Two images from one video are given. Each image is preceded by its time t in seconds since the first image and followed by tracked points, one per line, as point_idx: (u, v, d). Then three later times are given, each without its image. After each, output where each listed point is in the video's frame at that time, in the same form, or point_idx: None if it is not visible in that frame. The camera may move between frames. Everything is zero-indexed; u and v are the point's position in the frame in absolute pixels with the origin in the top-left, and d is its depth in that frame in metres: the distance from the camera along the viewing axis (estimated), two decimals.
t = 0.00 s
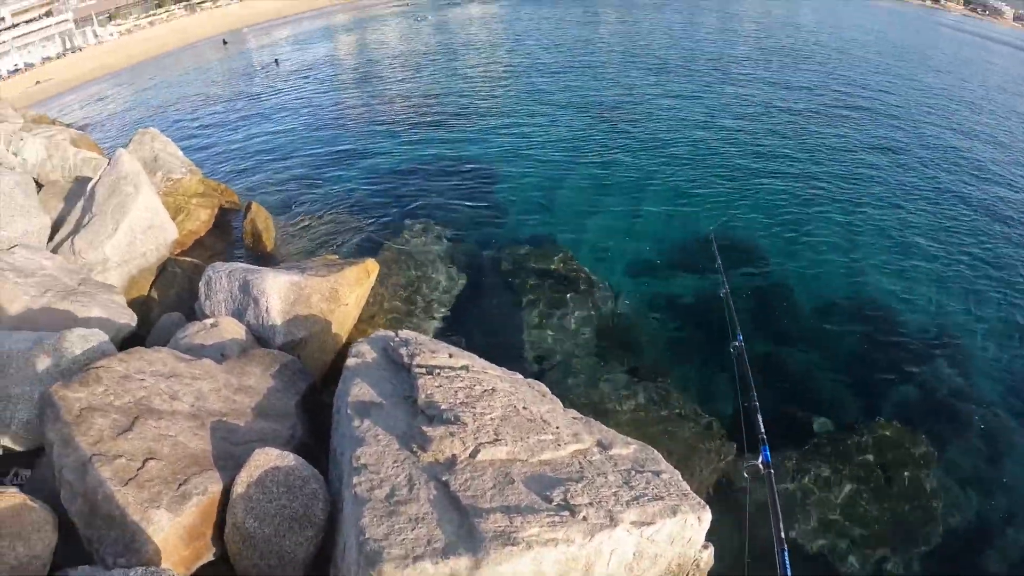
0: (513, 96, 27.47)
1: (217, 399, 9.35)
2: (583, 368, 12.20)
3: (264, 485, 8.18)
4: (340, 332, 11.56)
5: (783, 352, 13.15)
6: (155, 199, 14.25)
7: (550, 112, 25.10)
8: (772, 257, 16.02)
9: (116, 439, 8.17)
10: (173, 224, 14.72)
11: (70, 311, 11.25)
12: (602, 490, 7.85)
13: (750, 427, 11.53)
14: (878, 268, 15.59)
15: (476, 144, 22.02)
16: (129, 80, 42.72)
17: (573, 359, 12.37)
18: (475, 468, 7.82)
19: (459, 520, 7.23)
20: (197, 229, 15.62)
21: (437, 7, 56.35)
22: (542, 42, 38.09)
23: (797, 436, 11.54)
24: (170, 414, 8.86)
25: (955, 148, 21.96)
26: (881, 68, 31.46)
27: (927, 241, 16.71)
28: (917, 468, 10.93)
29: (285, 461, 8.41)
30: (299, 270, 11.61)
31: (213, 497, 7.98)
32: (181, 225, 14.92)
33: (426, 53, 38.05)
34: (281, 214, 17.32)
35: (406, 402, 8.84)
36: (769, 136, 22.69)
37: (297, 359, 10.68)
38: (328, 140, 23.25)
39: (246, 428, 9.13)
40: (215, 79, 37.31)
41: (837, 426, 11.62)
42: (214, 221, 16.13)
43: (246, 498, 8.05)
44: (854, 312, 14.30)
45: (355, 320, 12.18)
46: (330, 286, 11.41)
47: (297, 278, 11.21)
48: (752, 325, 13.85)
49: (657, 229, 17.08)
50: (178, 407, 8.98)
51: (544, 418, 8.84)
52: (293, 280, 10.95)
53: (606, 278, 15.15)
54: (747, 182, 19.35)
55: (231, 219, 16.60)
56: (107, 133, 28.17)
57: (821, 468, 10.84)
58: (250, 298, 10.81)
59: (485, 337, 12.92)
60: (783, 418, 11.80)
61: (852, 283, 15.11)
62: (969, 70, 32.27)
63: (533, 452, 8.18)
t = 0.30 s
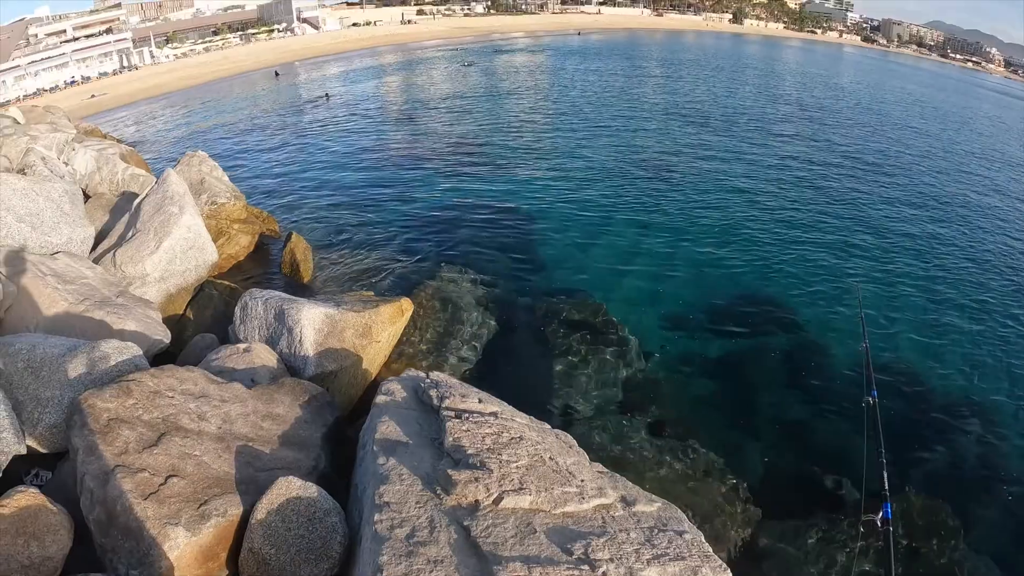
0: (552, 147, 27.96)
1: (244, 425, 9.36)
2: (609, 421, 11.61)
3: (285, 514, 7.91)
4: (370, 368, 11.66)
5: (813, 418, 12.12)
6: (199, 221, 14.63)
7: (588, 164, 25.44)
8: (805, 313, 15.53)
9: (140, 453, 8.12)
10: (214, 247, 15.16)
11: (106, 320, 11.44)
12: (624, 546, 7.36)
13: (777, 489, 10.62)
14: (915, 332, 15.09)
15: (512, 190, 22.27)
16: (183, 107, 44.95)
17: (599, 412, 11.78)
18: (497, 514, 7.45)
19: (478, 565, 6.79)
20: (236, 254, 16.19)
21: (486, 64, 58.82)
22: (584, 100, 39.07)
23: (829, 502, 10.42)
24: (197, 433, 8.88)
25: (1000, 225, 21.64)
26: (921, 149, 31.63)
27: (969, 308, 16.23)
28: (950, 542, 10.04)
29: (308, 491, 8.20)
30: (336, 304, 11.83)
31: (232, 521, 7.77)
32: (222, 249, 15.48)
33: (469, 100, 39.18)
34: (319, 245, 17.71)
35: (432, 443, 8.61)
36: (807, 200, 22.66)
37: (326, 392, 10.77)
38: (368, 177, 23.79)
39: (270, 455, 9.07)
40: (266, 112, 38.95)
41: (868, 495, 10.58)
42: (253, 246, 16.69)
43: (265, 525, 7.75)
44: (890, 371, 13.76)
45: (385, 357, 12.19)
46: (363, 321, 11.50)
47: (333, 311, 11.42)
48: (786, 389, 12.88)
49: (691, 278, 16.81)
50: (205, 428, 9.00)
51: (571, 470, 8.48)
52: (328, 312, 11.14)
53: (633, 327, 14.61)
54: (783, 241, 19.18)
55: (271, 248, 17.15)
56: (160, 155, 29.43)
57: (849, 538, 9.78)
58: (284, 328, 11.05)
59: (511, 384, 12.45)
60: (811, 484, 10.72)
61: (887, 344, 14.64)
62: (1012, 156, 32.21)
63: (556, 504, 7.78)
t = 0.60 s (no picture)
0: (590, 189, 28.33)
1: (278, 445, 9.54)
2: (640, 467, 11.55)
3: (313, 536, 7.93)
4: (404, 399, 11.83)
5: (848, 476, 11.88)
6: (244, 240, 15.10)
7: (625, 209, 25.71)
8: (838, 365, 15.37)
9: (174, 463, 8.35)
10: (257, 268, 15.71)
11: (148, 330, 11.81)
12: None
13: (807, 544, 10.37)
14: (955, 390, 14.74)
15: (548, 230, 22.57)
16: (233, 129, 46.83)
17: (629, 459, 11.72)
18: (525, 552, 7.35)
19: None
20: (278, 276, 16.71)
21: (528, 104, 60.16)
22: (622, 144, 39.60)
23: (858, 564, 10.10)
24: (232, 449, 9.08)
25: None
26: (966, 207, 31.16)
27: (1014, 367, 15.79)
28: None
29: (338, 515, 8.23)
30: (375, 334, 12.11)
31: (260, 538, 7.89)
32: (264, 270, 16.00)
33: (509, 139, 39.99)
34: (357, 274, 18.15)
35: (464, 477, 8.66)
36: (847, 253, 22.49)
37: (361, 420, 10.96)
38: (408, 210, 24.36)
39: (302, 476, 9.23)
40: (311, 139, 40.26)
41: (901, 555, 10.26)
42: (294, 270, 17.18)
43: (292, 545, 7.77)
44: (926, 426, 13.45)
45: (419, 389, 12.40)
46: (401, 352, 11.74)
47: (372, 339, 11.68)
48: (822, 443, 12.68)
49: (724, 325, 16.79)
50: (241, 445, 9.20)
51: (601, 513, 8.42)
52: (368, 341, 11.42)
53: (666, 371, 14.57)
54: (821, 293, 19.04)
55: (311, 272, 17.65)
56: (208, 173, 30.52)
57: None
58: (323, 352, 11.33)
59: (543, 424, 12.47)
60: (843, 542, 10.46)
61: (925, 399, 14.32)
62: None
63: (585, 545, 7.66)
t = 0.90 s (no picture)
0: (596, 202, 28.44)
1: (285, 455, 9.58)
2: (647, 480, 11.54)
3: (321, 546, 7.97)
4: (410, 410, 11.87)
5: (854, 490, 11.84)
6: (251, 250, 15.20)
7: (631, 222, 25.78)
8: (844, 378, 15.37)
9: (181, 471, 8.42)
10: (264, 278, 15.80)
11: (155, 339, 11.90)
12: None
13: (814, 559, 10.34)
14: (962, 405, 14.69)
15: (554, 243, 22.66)
16: (242, 139, 47.17)
17: (636, 472, 11.70)
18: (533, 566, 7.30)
19: None
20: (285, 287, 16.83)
21: (535, 117, 60.42)
22: (628, 158, 39.73)
23: None
24: (239, 458, 9.14)
25: None
26: (974, 221, 31.08)
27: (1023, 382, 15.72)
28: None
29: (346, 526, 8.28)
30: (382, 345, 12.17)
31: (266, 547, 7.95)
32: (271, 281, 16.13)
33: (515, 152, 40.18)
34: (363, 286, 18.23)
35: (471, 489, 8.69)
36: (854, 266, 22.46)
37: (367, 431, 11.00)
38: (415, 222, 24.48)
39: (309, 487, 9.29)
40: (318, 150, 40.51)
41: (905, 569, 10.25)
42: (301, 280, 17.27)
43: (299, 556, 7.81)
44: (934, 440, 13.40)
45: (426, 401, 12.46)
46: (408, 364, 11.85)
47: (379, 351, 11.75)
48: (829, 457, 12.65)
49: (730, 339, 16.81)
50: (248, 454, 9.26)
51: (608, 526, 8.41)
52: (375, 352, 11.47)
53: (672, 385, 14.59)
54: (828, 306, 19.04)
55: (317, 283, 17.75)
56: (216, 183, 30.74)
57: None
58: (330, 363, 11.39)
59: (550, 437, 12.49)
60: (849, 557, 10.44)
61: (932, 413, 14.28)
62: None
63: (592, 559, 7.64)
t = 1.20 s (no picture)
0: (587, 213, 28.59)
1: (273, 463, 9.55)
2: (635, 491, 11.57)
3: (308, 555, 7.95)
4: (399, 419, 11.86)
5: (841, 500, 11.91)
6: (241, 257, 15.19)
7: (621, 232, 25.96)
8: (832, 388, 15.49)
9: (168, 478, 8.40)
10: (254, 285, 15.79)
11: (144, 345, 11.85)
12: None
13: (801, 569, 10.37)
14: (948, 415, 14.83)
15: (545, 253, 22.73)
16: (232, 146, 47.08)
17: (624, 483, 11.72)
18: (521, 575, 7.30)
19: None
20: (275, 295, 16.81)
21: (528, 128, 60.69)
22: (620, 169, 39.92)
23: None
24: (227, 465, 9.12)
25: None
26: (961, 233, 31.44)
27: (1007, 393, 15.91)
28: None
29: (333, 534, 8.25)
30: (372, 354, 12.18)
31: (253, 555, 7.94)
32: (261, 289, 16.11)
33: (508, 162, 40.33)
34: (353, 295, 18.23)
35: (459, 499, 8.71)
36: (843, 277, 22.65)
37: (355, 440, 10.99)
38: (406, 231, 24.51)
39: (297, 495, 9.28)
40: (310, 159, 40.51)
41: None
42: (291, 288, 17.23)
43: (285, 564, 7.79)
44: (920, 450, 13.52)
45: (414, 411, 12.44)
46: (397, 373, 11.78)
47: (369, 360, 11.75)
48: (817, 467, 12.72)
49: (719, 349, 16.92)
50: (235, 461, 9.24)
51: (596, 536, 8.44)
52: (364, 361, 11.45)
53: (661, 394, 14.67)
54: (817, 317, 19.19)
55: (308, 291, 17.74)
56: (207, 190, 30.63)
57: None
58: (319, 372, 11.39)
59: (538, 447, 12.50)
60: (836, 567, 10.48)
61: (919, 424, 14.41)
62: None
63: (581, 569, 7.65)
